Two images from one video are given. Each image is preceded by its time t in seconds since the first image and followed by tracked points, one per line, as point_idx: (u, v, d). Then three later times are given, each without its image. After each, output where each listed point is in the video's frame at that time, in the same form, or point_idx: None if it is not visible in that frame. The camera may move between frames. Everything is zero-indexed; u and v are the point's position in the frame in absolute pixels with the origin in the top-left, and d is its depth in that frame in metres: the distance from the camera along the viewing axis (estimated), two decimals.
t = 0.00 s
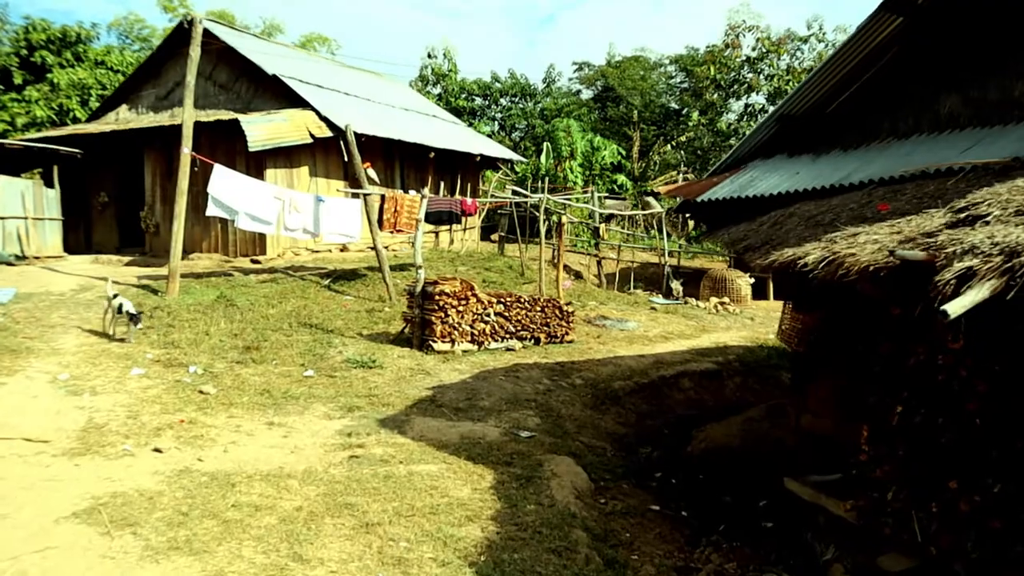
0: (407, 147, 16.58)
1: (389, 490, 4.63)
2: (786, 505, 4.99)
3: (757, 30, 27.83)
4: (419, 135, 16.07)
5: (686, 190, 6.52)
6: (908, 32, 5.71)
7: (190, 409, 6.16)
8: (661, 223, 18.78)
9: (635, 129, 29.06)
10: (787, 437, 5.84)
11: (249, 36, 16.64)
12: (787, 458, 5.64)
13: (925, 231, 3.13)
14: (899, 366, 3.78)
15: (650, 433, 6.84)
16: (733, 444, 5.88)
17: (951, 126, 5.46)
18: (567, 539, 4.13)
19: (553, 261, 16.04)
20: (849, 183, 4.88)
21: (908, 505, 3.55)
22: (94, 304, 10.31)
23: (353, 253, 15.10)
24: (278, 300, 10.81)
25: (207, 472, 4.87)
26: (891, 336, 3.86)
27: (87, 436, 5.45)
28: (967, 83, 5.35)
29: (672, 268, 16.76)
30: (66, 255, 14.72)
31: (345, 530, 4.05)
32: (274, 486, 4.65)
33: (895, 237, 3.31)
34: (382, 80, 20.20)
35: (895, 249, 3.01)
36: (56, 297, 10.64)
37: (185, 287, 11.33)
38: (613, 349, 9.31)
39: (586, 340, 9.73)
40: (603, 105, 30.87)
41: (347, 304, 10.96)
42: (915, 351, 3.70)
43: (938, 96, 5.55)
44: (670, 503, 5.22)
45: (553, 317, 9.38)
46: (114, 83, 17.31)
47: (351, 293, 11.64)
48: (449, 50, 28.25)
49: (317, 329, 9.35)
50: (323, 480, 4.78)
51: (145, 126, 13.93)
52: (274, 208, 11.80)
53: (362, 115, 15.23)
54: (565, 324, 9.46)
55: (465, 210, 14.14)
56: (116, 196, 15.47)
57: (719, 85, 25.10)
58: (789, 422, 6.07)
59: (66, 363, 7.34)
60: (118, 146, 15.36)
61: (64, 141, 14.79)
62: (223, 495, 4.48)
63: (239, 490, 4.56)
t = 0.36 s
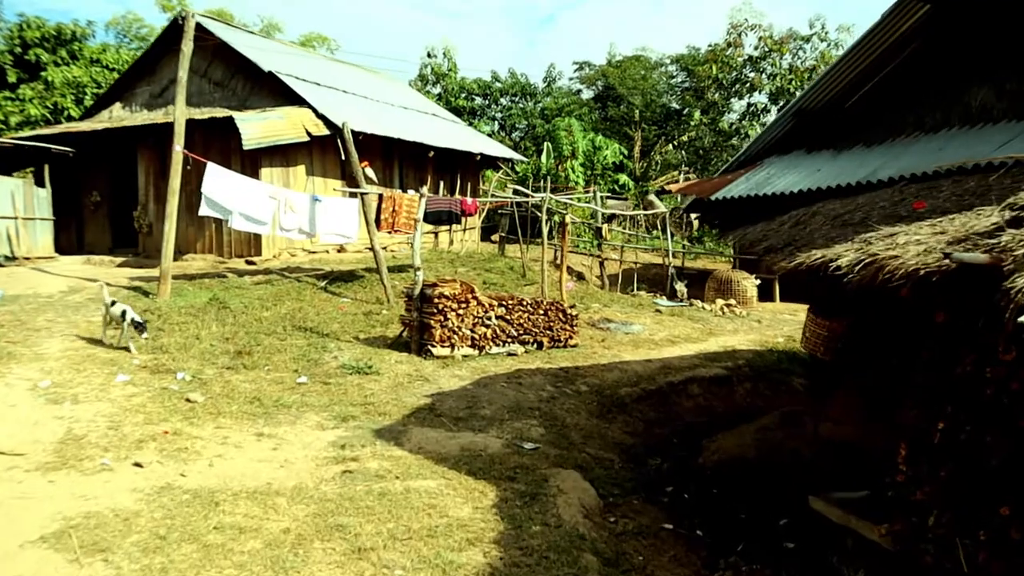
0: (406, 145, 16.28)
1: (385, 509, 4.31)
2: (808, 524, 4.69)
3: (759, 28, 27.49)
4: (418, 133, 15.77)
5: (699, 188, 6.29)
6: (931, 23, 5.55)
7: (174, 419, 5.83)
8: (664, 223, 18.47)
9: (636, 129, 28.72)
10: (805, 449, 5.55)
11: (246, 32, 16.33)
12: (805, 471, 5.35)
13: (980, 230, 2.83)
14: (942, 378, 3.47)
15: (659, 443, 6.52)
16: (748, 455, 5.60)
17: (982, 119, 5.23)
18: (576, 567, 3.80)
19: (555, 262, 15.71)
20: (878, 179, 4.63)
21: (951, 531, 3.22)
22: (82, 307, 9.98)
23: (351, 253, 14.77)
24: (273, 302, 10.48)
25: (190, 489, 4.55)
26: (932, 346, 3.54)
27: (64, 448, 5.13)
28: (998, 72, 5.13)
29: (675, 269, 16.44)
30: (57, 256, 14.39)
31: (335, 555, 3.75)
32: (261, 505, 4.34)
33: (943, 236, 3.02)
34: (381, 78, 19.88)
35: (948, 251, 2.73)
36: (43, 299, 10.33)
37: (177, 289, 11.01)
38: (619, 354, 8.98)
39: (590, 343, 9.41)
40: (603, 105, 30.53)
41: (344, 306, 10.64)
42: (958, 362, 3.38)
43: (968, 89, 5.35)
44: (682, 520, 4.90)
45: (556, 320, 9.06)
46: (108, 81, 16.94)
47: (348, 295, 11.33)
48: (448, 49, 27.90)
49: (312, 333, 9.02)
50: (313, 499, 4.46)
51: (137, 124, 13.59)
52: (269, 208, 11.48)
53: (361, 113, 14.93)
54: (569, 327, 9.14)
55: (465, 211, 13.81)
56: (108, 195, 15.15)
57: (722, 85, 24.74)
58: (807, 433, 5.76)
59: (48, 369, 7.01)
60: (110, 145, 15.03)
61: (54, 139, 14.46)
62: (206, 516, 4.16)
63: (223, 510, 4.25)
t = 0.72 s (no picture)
0: (404, 143, 16.02)
1: (372, 523, 4.05)
2: (821, 536, 4.45)
3: (760, 27, 27.19)
4: (416, 131, 15.51)
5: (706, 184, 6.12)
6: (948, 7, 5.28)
7: (155, 425, 5.56)
8: (665, 223, 18.21)
9: (637, 128, 28.44)
10: (816, 458, 5.31)
11: (241, 29, 16.07)
12: (816, 480, 5.12)
13: (1022, 221, 2.57)
14: (972, 383, 3.17)
15: (662, 449, 6.25)
16: (756, 462, 5.41)
17: (1004, 108, 4.96)
18: None
19: (555, 262, 15.44)
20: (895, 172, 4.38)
21: (985, 551, 2.94)
22: (69, 307, 9.72)
23: (347, 253, 14.51)
24: (265, 303, 10.22)
25: (166, 500, 4.29)
26: (961, 349, 3.25)
27: (36, 456, 4.86)
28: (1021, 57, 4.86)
29: (677, 269, 16.16)
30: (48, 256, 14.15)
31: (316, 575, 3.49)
32: (239, 518, 4.07)
33: (978, 227, 2.75)
34: (379, 76, 19.62)
35: (990, 246, 2.46)
36: (30, 300, 10.07)
37: (168, 289, 10.75)
38: (620, 356, 8.71)
39: (591, 345, 9.14)
40: (604, 105, 30.20)
41: (338, 307, 10.37)
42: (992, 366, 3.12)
43: (989, 76, 5.09)
44: (688, 532, 4.63)
45: (556, 321, 8.79)
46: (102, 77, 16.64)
47: (343, 296, 11.06)
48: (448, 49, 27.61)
49: (304, 334, 8.75)
50: (295, 511, 4.19)
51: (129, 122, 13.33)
52: (262, 207, 11.23)
53: (357, 111, 14.67)
54: (569, 328, 8.87)
55: (463, 210, 13.51)
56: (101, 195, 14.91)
57: (723, 84, 24.45)
58: (819, 439, 5.53)
59: (27, 373, 6.74)
60: (102, 143, 14.79)
61: (46, 137, 14.22)
62: (180, 530, 3.90)
63: (198, 524, 3.98)
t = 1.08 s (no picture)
0: (401, 142, 15.71)
1: (355, 552, 3.74)
2: (840, 563, 4.18)
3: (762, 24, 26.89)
4: (413, 130, 15.21)
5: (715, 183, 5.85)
6: None
7: (132, 440, 5.25)
8: (666, 223, 17.91)
9: (638, 127, 28.13)
10: (828, 473, 5.02)
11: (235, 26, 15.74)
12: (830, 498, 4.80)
13: None
14: (1018, 406, 3.05)
15: (667, 463, 5.95)
16: (768, 481, 5.05)
17: None
18: None
19: (554, 262, 15.13)
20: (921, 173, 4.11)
21: None
22: (53, 312, 9.41)
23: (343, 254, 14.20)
24: (256, 306, 9.92)
25: (135, 526, 3.98)
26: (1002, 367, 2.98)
27: (0, 475, 4.54)
28: None
29: (680, 270, 15.86)
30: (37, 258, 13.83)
31: None
32: (213, 546, 3.77)
33: None
34: (376, 74, 19.29)
35: None
36: (14, 304, 9.77)
37: (156, 292, 10.45)
38: (622, 361, 8.40)
39: (591, 351, 8.83)
40: (604, 104, 29.76)
41: (331, 310, 10.07)
42: None
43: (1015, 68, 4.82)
44: (697, 557, 4.33)
45: (555, 326, 8.48)
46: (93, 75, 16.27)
47: (336, 299, 10.76)
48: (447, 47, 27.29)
49: (295, 340, 8.45)
50: (272, 538, 3.89)
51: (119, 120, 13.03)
52: (253, 208, 10.91)
53: (354, 109, 14.37)
54: (569, 334, 8.56)
55: (461, 210, 13.16)
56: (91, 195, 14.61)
57: (725, 82, 24.15)
58: (831, 454, 5.25)
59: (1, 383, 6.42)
60: (93, 143, 14.49)
61: (34, 137, 13.91)
62: (146, 561, 3.59)
63: (167, 553, 3.67)
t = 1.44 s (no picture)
0: (400, 140, 15.43)
1: None
2: None
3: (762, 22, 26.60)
4: (413, 128, 14.93)
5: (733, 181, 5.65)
6: None
7: (113, 453, 4.94)
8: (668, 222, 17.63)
9: (637, 126, 27.82)
10: (848, 484, 4.96)
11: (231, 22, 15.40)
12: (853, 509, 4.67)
13: None
14: None
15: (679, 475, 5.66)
16: (787, 493, 4.93)
17: None
18: None
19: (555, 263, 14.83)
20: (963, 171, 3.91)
21: None
22: (38, 314, 9.09)
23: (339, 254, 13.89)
24: (250, 308, 9.62)
25: (111, 550, 3.67)
26: None
27: None
28: None
29: (682, 270, 15.57)
30: (26, 258, 13.49)
31: None
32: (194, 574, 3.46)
33: None
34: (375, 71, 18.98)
35: None
36: None
37: (147, 293, 10.14)
38: (629, 366, 8.11)
39: (596, 354, 8.54)
40: (602, 103, 29.40)
41: (327, 312, 9.78)
42: None
43: None
44: None
45: (559, 329, 8.18)
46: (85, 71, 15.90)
47: (333, 300, 10.46)
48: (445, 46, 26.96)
49: (289, 343, 8.14)
50: (259, 564, 3.58)
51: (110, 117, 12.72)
52: (247, 207, 10.61)
53: (352, 106, 14.08)
54: (573, 337, 8.26)
55: (460, 208, 12.91)
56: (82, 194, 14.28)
57: (726, 80, 23.88)
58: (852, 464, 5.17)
59: None
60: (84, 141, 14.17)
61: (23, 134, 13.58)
62: None
63: None
